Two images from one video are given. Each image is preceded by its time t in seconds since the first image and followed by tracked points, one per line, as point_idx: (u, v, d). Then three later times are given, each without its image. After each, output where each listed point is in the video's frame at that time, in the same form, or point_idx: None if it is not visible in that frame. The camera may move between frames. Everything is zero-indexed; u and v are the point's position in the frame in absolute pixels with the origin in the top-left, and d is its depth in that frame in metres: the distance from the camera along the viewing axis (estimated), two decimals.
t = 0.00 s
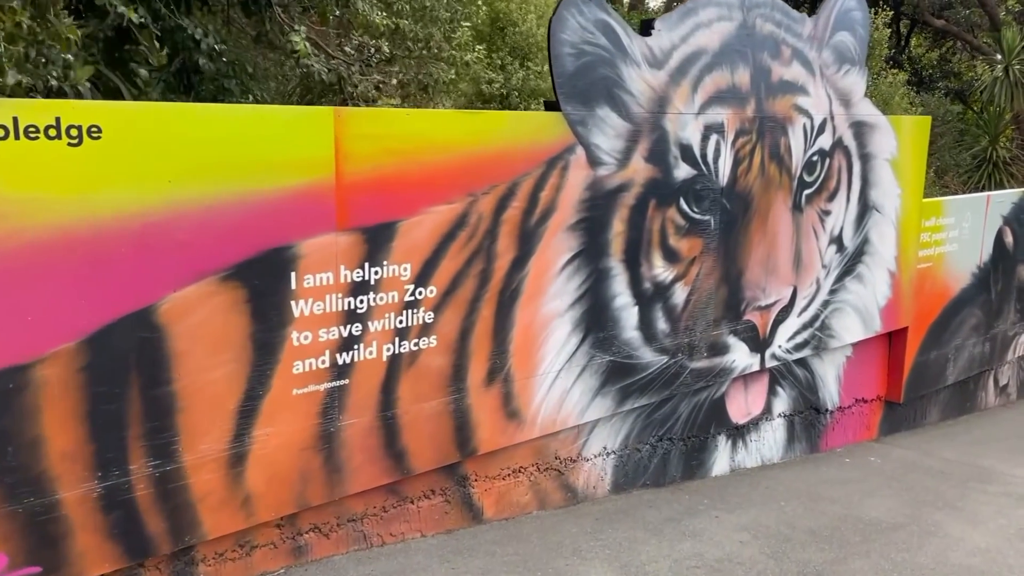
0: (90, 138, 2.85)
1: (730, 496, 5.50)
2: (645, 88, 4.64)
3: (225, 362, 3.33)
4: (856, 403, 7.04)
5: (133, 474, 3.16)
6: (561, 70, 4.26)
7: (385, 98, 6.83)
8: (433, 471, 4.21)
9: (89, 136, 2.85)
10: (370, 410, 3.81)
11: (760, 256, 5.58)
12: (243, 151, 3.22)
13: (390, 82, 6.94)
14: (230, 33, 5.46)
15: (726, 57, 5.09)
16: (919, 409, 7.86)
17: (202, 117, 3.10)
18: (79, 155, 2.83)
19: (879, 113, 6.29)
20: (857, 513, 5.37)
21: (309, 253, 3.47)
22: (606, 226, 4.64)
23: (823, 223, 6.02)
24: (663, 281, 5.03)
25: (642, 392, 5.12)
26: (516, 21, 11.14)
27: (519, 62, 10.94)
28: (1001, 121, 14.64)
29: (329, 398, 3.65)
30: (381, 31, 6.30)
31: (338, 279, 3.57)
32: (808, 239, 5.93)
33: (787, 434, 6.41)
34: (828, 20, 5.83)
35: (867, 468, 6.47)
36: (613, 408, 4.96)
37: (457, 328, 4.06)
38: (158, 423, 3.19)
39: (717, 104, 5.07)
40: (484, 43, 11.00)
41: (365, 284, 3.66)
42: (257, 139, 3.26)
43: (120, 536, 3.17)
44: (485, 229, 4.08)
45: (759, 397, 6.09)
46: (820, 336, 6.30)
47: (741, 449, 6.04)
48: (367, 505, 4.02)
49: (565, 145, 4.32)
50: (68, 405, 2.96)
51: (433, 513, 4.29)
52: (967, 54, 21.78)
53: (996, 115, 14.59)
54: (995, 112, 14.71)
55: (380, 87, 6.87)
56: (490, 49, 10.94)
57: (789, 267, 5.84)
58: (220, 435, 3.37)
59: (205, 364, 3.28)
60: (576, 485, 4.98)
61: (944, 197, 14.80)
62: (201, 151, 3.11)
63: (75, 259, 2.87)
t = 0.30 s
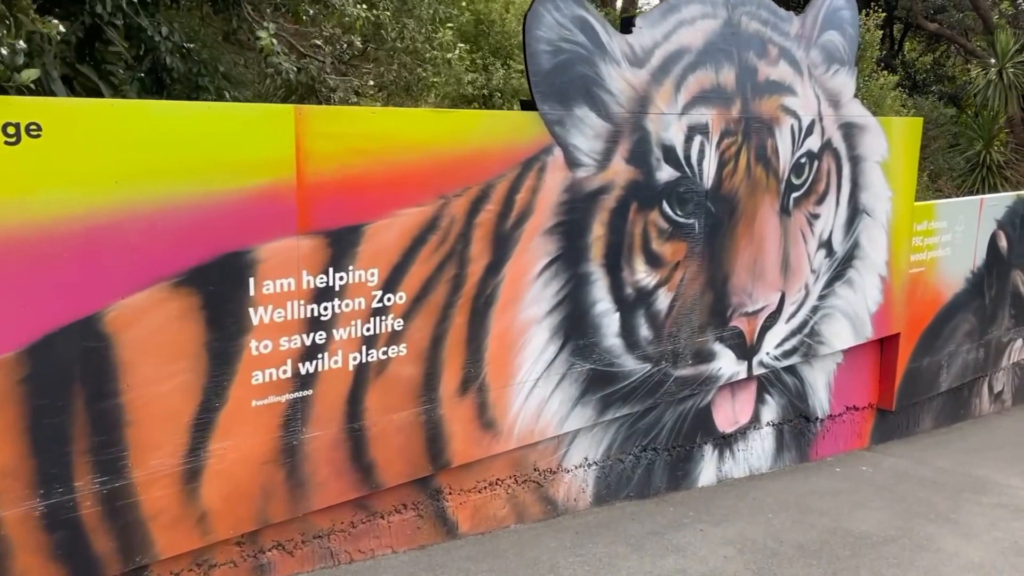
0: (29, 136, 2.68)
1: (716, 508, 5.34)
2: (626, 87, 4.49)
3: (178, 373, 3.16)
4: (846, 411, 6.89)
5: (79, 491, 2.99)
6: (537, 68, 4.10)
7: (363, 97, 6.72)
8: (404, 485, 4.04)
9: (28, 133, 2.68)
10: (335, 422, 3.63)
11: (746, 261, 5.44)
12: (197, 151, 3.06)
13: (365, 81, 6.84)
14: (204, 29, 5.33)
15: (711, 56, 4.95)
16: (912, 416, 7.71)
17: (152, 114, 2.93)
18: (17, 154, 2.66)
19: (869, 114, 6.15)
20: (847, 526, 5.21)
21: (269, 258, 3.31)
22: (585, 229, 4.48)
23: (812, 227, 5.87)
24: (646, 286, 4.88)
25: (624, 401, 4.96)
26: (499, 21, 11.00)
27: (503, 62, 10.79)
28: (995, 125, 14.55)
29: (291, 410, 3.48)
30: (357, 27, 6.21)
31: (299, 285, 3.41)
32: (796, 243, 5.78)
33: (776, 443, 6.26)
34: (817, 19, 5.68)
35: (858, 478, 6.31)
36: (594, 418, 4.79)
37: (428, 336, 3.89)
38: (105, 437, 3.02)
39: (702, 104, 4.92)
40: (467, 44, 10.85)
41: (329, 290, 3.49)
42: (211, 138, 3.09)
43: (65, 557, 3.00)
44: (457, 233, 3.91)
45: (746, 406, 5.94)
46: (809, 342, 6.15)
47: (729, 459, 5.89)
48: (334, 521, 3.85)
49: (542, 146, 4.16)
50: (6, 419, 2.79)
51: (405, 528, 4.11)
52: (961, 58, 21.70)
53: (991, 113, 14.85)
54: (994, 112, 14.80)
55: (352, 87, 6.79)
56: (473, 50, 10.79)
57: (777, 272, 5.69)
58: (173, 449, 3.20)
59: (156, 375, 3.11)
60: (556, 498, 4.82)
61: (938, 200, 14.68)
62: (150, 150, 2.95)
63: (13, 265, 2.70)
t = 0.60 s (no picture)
0: None
1: (699, 520, 5.20)
2: (602, 86, 4.35)
3: (124, 383, 2.99)
4: (834, 419, 6.76)
5: (15, 508, 2.82)
6: (509, 64, 3.95)
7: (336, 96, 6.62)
8: (370, 499, 3.88)
9: None
10: (294, 434, 3.46)
11: (729, 265, 5.30)
12: (143, 149, 2.89)
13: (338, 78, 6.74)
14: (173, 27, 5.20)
15: (691, 54, 4.81)
16: (901, 423, 7.57)
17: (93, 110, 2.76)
18: None
19: (856, 115, 6.02)
20: (833, 538, 5.06)
21: (222, 262, 3.13)
22: (561, 233, 4.33)
23: (797, 230, 5.74)
24: (625, 291, 4.74)
25: (602, 410, 4.80)
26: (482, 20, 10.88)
27: (484, 61, 10.69)
28: (986, 128, 14.49)
29: (246, 422, 3.31)
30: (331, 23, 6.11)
31: (255, 291, 3.24)
32: (781, 246, 5.64)
33: (761, 452, 6.12)
34: (801, 17, 5.55)
35: (846, 488, 6.17)
36: (571, 427, 4.63)
37: (395, 343, 3.72)
38: (44, 451, 2.85)
39: (682, 104, 4.79)
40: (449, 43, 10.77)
41: (287, 296, 3.33)
42: (158, 135, 2.93)
43: None
44: (425, 236, 3.74)
45: (731, 414, 5.80)
46: (795, 348, 6.01)
47: (713, 468, 5.75)
48: (296, 536, 3.68)
49: (515, 146, 4.00)
50: None
51: (372, 543, 3.95)
52: (953, 60, 21.66)
53: (981, 115, 15.01)
54: (987, 113, 14.92)
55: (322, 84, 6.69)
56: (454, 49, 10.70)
57: (761, 276, 5.55)
58: (119, 464, 3.03)
59: (100, 386, 2.94)
60: (532, 510, 4.66)
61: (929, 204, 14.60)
62: (92, 148, 2.77)
63: None
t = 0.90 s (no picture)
0: None
1: (679, 532, 5.04)
2: (575, 83, 4.21)
3: (61, 392, 2.79)
4: (820, 425, 6.62)
5: None
6: (475, 59, 3.80)
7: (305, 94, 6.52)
8: (331, 513, 3.70)
9: None
10: (248, 445, 3.27)
11: (710, 268, 5.17)
12: (78, 145, 2.69)
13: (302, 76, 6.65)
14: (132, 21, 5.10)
15: (668, 50, 4.67)
16: (889, 429, 7.44)
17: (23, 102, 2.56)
18: None
19: (839, 114, 5.90)
20: (818, 549, 4.91)
21: (166, 265, 2.94)
22: (533, 235, 4.18)
23: (780, 232, 5.61)
24: (600, 295, 4.59)
25: (578, 418, 4.64)
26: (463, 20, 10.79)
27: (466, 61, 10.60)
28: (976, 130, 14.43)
29: (195, 434, 3.12)
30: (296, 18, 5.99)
31: (203, 295, 3.05)
32: (763, 249, 5.51)
33: (744, 460, 5.99)
34: (783, 14, 5.42)
35: (832, 497, 6.02)
36: (545, 436, 4.47)
37: (356, 350, 3.54)
38: None
39: (659, 102, 4.65)
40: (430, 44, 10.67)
41: (238, 301, 3.14)
42: (95, 129, 2.73)
43: None
44: (387, 237, 3.56)
45: (713, 421, 5.67)
46: (778, 354, 5.87)
47: (694, 477, 5.62)
48: (252, 552, 3.48)
49: (482, 144, 3.84)
50: None
51: (334, 558, 3.76)
52: (943, 64, 21.64)
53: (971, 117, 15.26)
54: (978, 115, 15.09)
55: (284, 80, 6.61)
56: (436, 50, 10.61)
57: (743, 280, 5.41)
58: (55, 478, 2.82)
59: (34, 394, 2.73)
60: (505, 522, 4.50)
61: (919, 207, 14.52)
62: (21, 143, 2.57)
63: None
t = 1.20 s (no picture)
0: None
1: (657, 542, 4.89)
2: (545, 77, 4.06)
3: None
4: (805, 431, 6.48)
5: None
6: (439, 52, 3.64)
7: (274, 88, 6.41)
8: (287, 526, 3.53)
9: None
10: (194, 456, 3.10)
11: (688, 269, 5.04)
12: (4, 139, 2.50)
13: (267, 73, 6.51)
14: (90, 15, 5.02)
15: (643, 45, 4.53)
16: (876, 435, 7.31)
17: None
18: None
19: (821, 113, 5.77)
20: (799, 560, 4.77)
21: (102, 266, 2.76)
22: (501, 235, 4.01)
23: (761, 233, 5.48)
24: (573, 297, 4.44)
25: (551, 426, 4.48)
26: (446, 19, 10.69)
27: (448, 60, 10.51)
28: (966, 132, 14.38)
29: (135, 445, 2.94)
30: (255, 13, 5.85)
31: (142, 297, 2.87)
32: (744, 250, 5.38)
33: (726, 466, 5.85)
34: (763, 9, 5.29)
35: (815, 504, 5.88)
36: (516, 444, 4.31)
37: (311, 356, 3.37)
38: None
39: (634, 98, 4.51)
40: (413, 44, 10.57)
41: (182, 303, 2.97)
42: (22, 121, 2.54)
43: None
44: (344, 237, 3.40)
45: (693, 427, 5.52)
46: (761, 358, 5.73)
47: (674, 485, 5.46)
48: (201, 568, 3.29)
49: (446, 141, 3.68)
50: None
51: (291, 573, 3.58)
52: (934, 67, 21.63)
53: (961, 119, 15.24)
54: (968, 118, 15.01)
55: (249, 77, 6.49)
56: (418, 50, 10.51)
57: (723, 281, 5.29)
58: None
59: None
60: (474, 533, 4.34)
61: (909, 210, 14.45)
62: None
63: None
